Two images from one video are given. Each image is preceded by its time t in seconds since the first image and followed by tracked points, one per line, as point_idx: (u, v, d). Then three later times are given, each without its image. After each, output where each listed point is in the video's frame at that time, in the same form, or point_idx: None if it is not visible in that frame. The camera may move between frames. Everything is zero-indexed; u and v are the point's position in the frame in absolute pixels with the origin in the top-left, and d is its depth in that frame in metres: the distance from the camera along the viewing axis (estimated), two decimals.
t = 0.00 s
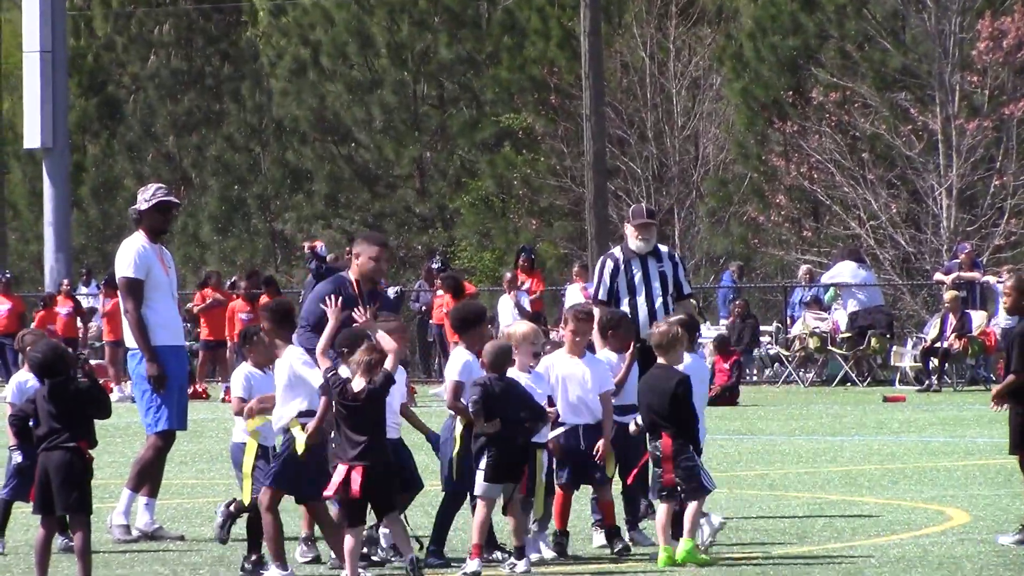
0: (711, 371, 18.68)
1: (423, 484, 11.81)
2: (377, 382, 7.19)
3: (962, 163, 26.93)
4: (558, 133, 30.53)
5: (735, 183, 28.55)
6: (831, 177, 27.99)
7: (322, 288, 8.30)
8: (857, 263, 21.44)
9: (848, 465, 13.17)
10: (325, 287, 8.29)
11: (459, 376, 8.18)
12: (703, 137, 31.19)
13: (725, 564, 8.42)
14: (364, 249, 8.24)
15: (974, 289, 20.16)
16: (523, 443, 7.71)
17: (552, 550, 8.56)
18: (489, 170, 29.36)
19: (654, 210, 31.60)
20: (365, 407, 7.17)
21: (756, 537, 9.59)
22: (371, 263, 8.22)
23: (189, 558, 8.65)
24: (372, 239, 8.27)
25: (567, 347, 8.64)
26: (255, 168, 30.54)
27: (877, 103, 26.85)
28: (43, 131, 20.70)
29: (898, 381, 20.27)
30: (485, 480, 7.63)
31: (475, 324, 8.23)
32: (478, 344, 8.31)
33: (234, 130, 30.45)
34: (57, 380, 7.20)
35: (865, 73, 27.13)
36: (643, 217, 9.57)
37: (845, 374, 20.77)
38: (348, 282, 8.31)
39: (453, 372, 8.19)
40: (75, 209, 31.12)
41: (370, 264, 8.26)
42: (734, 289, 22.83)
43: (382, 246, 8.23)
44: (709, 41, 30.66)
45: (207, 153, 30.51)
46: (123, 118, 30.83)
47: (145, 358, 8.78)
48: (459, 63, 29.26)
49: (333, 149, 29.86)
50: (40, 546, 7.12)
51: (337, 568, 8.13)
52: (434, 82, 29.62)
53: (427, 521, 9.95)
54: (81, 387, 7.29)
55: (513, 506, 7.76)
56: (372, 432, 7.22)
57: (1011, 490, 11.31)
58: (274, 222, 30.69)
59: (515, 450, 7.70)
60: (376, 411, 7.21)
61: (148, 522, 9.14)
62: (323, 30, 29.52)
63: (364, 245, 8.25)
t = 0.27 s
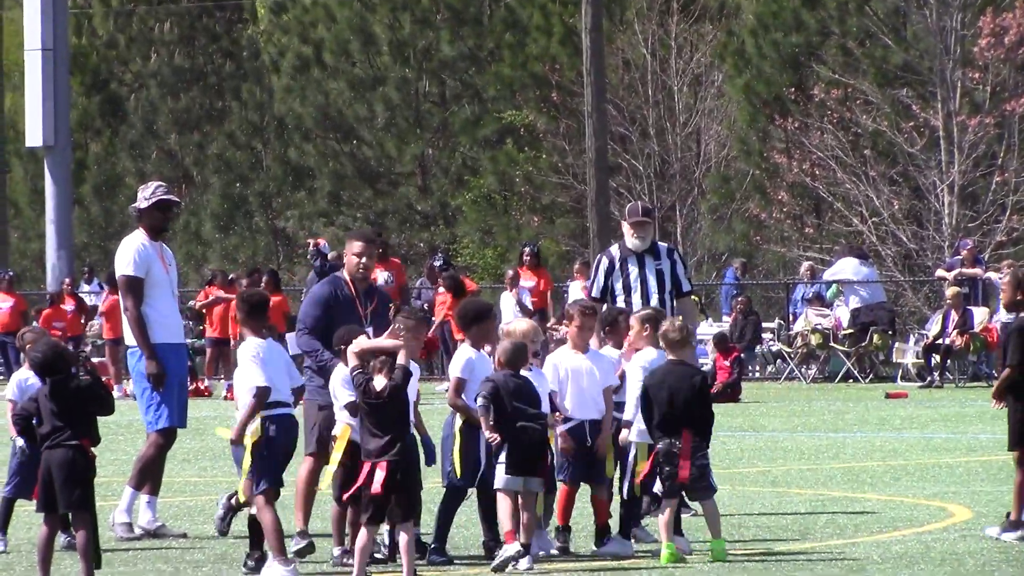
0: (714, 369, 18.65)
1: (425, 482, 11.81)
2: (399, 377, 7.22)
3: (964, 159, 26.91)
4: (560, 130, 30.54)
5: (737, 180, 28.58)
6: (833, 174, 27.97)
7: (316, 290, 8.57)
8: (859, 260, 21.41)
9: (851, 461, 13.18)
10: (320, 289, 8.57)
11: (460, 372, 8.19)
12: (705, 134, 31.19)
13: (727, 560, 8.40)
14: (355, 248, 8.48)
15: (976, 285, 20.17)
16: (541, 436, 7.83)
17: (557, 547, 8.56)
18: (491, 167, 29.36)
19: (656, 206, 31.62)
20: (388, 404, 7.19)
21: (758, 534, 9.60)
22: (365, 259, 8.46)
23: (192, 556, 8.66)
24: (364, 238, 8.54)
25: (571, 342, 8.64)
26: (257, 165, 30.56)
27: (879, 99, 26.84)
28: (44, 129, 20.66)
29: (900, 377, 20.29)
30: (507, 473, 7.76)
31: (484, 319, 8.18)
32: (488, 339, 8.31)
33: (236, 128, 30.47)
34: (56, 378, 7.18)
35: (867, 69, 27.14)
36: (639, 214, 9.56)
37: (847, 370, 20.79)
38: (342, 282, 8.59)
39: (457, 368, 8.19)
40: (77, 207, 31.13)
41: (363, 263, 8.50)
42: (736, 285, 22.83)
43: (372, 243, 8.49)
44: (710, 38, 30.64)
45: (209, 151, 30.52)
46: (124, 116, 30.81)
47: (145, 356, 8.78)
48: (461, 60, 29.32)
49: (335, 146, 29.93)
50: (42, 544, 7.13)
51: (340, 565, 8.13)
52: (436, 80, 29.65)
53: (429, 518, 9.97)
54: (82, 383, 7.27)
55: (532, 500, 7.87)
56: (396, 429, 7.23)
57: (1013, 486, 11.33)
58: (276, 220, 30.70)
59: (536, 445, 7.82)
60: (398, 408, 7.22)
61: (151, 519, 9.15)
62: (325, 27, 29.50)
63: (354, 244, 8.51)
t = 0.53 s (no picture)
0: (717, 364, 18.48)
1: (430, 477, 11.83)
2: (421, 373, 7.31)
3: (967, 153, 26.85)
4: (563, 126, 30.28)
5: (741, 174, 28.66)
6: (837, 168, 27.94)
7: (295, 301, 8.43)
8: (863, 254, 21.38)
9: (856, 455, 13.18)
10: (297, 300, 8.43)
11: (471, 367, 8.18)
12: (709, 128, 31.17)
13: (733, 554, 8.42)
14: (323, 252, 8.36)
15: (981, 278, 20.12)
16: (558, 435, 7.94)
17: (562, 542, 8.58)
18: (494, 162, 29.27)
19: (660, 201, 31.60)
20: (411, 400, 7.27)
21: (763, 528, 9.61)
22: (336, 262, 8.32)
23: (197, 553, 8.67)
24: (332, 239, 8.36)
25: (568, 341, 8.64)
26: (261, 161, 30.59)
27: (883, 93, 26.82)
28: (49, 127, 20.68)
29: (905, 371, 20.28)
30: (530, 469, 7.84)
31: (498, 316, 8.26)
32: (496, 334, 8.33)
33: (241, 124, 30.50)
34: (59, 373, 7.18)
35: (870, 64, 27.15)
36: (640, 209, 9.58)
37: (852, 364, 20.78)
38: (316, 292, 8.45)
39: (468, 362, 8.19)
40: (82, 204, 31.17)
41: (333, 268, 8.35)
42: (741, 280, 22.82)
43: (342, 246, 8.34)
44: (714, 33, 30.61)
45: (213, 147, 30.55)
46: (129, 112, 30.82)
47: (149, 351, 8.77)
48: (466, 55, 29.35)
49: (340, 142, 29.97)
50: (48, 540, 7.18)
51: (345, 562, 8.13)
52: (440, 75, 29.68)
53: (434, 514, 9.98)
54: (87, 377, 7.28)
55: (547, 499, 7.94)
56: (411, 426, 7.29)
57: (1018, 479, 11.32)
58: (281, 216, 30.71)
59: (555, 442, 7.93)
60: (417, 406, 7.30)
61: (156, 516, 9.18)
62: (329, 23, 29.46)
63: (323, 247, 8.37)
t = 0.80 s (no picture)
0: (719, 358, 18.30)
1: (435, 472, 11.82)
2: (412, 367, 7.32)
3: (973, 146, 26.81)
4: (569, 120, 30.06)
5: (747, 166, 28.73)
6: (842, 161, 27.90)
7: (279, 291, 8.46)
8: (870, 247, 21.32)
9: (863, 448, 13.17)
10: (283, 289, 8.46)
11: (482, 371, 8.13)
12: (713, 121, 31.17)
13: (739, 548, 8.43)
14: (299, 243, 8.44)
15: (986, 269, 19.99)
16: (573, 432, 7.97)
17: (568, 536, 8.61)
18: (500, 156, 29.24)
19: (666, 194, 31.58)
20: (407, 395, 7.29)
21: (770, 521, 9.61)
22: (314, 252, 8.39)
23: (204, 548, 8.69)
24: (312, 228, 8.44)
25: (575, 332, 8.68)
26: (267, 156, 30.58)
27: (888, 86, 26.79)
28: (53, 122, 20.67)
29: (911, 364, 20.26)
30: (553, 470, 7.86)
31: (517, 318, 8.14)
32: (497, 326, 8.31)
33: (246, 119, 30.47)
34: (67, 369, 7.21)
35: (876, 56, 27.14)
36: (645, 203, 9.57)
37: (858, 357, 20.78)
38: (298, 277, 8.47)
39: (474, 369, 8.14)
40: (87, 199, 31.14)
41: (310, 260, 8.43)
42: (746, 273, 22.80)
43: (320, 236, 8.43)
44: (719, 26, 30.60)
45: (219, 142, 30.54)
46: (133, 108, 30.80)
47: (147, 346, 8.75)
48: (471, 50, 29.35)
49: (346, 137, 29.99)
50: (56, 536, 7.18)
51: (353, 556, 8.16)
52: (445, 70, 29.70)
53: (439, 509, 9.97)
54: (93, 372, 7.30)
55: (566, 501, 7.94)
56: (406, 421, 7.29)
57: None
58: (287, 211, 30.70)
59: (570, 438, 7.97)
60: (414, 401, 7.31)
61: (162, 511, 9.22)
62: (335, 17, 29.51)
63: (299, 238, 8.46)
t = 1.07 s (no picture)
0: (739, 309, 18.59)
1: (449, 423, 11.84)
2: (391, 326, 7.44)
3: (988, 97, 26.65)
4: (583, 72, 30.55)
5: (761, 119, 28.70)
6: (857, 113, 27.75)
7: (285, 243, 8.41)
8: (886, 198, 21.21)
9: (879, 399, 13.16)
10: (289, 242, 8.41)
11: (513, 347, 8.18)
12: (729, 74, 31.02)
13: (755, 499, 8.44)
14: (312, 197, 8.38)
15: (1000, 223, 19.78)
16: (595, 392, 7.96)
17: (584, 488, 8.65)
18: (515, 108, 29.31)
19: (680, 146, 31.47)
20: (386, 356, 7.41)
21: (786, 471, 9.62)
22: (325, 207, 8.34)
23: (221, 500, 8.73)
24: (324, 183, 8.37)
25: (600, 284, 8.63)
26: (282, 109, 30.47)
27: (902, 38, 26.62)
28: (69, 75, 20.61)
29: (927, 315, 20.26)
30: (575, 428, 7.91)
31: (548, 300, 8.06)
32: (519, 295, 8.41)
33: (261, 73, 30.19)
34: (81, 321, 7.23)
35: (891, 9, 26.95)
36: (663, 154, 9.54)
37: (873, 308, 20.76)
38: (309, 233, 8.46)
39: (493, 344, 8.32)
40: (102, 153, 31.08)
41: (320, 214, 8.40)
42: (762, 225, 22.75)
43: (333, 191, 8.37)
44: None
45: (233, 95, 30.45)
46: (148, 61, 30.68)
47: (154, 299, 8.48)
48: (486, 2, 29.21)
49: (361, 90, 29.92)
50: (72, 488, 7.13)
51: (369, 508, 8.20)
52: (459, 22, 29.60)
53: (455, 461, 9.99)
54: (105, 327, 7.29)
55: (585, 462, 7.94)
56: (394, 381, 7.40)
57: None
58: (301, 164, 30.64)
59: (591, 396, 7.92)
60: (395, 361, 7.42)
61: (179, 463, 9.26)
62: None
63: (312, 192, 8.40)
